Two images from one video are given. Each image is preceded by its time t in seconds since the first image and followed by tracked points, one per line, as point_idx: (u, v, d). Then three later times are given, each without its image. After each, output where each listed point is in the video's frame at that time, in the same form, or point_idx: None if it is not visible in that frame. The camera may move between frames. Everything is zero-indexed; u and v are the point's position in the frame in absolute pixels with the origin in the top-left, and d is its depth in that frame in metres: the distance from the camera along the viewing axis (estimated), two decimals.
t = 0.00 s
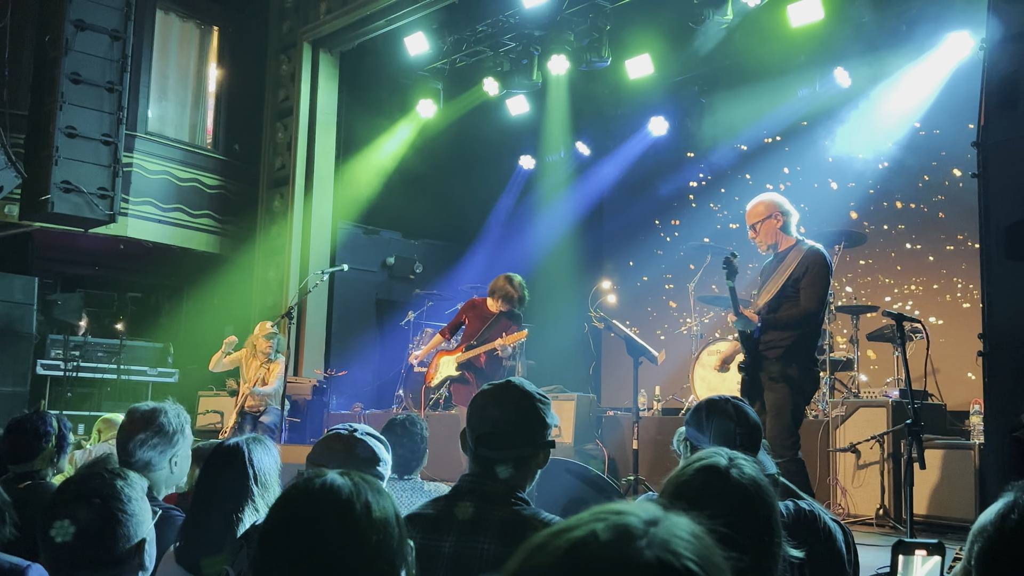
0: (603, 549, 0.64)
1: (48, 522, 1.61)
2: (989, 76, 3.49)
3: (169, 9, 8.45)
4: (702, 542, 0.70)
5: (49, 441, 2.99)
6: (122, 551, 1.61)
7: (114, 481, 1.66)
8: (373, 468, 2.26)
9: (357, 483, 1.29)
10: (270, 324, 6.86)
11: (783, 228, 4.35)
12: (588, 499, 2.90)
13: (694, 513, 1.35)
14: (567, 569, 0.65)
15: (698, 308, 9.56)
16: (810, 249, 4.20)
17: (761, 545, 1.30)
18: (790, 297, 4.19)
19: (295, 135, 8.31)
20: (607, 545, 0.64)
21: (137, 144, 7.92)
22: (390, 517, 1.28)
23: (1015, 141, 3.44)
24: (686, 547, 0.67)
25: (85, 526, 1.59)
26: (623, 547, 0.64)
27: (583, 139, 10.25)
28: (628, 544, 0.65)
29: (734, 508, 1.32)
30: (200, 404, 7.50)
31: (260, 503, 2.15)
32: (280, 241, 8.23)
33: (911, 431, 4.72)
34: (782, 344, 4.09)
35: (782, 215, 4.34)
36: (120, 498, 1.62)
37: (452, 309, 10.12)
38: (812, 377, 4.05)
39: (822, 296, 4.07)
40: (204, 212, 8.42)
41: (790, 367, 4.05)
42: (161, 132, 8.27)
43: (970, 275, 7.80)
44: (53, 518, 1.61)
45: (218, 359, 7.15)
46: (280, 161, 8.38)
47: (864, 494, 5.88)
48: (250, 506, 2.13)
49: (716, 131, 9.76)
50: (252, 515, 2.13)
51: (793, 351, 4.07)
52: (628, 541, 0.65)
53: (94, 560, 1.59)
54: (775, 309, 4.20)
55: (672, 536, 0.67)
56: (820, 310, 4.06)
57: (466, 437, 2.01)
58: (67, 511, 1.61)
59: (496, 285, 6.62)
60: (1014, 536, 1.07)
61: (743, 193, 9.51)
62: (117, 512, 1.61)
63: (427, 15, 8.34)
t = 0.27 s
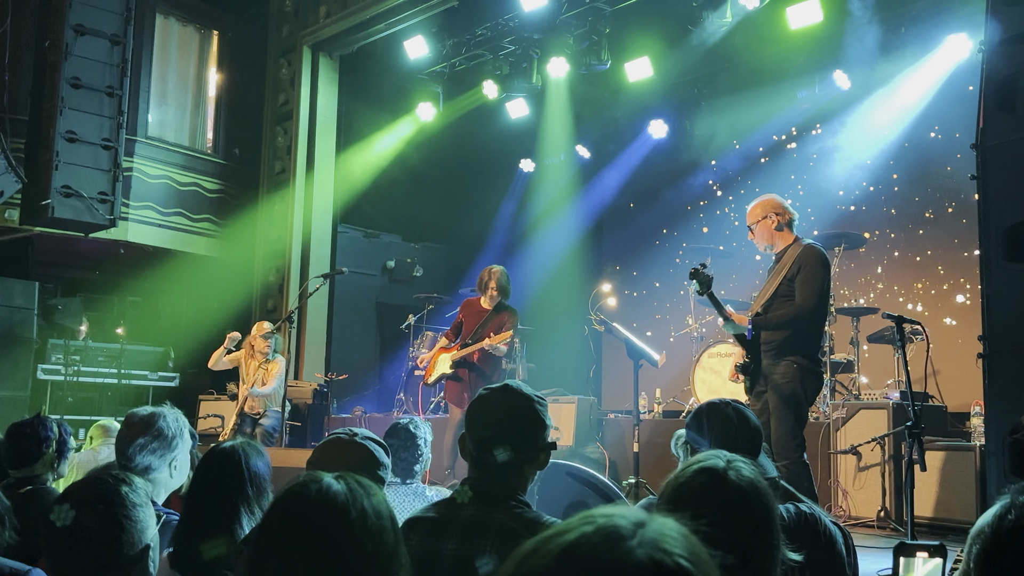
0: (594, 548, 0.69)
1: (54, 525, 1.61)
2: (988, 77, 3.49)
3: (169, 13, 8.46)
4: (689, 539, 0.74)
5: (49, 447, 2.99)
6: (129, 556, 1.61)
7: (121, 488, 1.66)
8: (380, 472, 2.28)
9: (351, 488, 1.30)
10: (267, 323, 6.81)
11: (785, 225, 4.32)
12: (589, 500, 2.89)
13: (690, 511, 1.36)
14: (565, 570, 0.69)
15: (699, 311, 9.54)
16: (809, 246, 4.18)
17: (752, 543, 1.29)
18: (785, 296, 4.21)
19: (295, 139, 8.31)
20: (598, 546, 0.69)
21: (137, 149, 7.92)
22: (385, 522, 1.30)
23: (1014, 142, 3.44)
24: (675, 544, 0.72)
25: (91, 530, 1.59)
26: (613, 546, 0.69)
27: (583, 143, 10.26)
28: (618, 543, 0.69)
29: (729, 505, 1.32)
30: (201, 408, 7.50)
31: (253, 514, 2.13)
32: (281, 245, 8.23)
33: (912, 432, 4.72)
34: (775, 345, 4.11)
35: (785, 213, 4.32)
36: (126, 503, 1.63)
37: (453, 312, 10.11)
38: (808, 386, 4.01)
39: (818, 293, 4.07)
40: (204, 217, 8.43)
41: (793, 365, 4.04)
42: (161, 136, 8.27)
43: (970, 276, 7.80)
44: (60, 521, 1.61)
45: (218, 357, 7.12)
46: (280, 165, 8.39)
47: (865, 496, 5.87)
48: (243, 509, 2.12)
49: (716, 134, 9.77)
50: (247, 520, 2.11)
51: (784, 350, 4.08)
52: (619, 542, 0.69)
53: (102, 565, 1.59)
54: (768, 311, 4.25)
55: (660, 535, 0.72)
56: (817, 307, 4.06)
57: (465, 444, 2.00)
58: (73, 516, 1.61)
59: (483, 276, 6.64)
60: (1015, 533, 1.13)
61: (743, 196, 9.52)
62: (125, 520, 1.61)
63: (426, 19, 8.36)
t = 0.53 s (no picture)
0: (584, 550, 0.71)
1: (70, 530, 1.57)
2: (987, 80, 3.50)
3: (169, 19, 8.47)
4: (677, 542, 0.77)
5: (49, 454, 2.99)
6: (143, 562, 1.56)
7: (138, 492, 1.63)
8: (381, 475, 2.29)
9: (351, 492, 1.30)
10: (268, 324, 6.91)
11: (775, 231, 4.33)
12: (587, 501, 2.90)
13: (681, 512, 1.37)
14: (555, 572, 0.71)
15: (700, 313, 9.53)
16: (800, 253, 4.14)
17: (745, 544, 1.30)
18: (775, 302, 4.23)
19: (295, 143, 8.32)
20: (588, 549, 0.71)
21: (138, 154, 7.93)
22: (384, 528, 1.30)
23: (1013, 145, 3.44)
24: (663, 547, 0.74)
25: (104, 537, 1.55)
26: (602, 547, 0.71)
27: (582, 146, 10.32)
28: (609, 545, 0.72)
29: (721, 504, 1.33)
30: (203, 413, 7.51)
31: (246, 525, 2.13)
32: (282, 250, 8.23)
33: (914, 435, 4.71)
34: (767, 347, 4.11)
35: (774, 220, 4.34)
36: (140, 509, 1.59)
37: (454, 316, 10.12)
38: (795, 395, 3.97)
39: (810, 295, 4.04)
40: (205, 221, 8.43)
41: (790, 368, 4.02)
42: (162, 141, 8.28)
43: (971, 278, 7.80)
44: (77, 527, 1.57)
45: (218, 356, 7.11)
46: (281, 169, 8.39)
47: (867, 499, 5.86)
48: (234, 518, 2.12)
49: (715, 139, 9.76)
50: (238, 527, 2.11)
51: (777, 355, 4.07)
52: (610, 544, 0.72)
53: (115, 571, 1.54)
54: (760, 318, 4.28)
55: (649, 537, 0.74)
56: (808, 314, 4.03)
57: (461, 451, 1.98)
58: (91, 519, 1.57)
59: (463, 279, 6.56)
60: (1010, 537, 1.13)
61: (743, 200, 9.53)
62: (141, 526, 1.58)
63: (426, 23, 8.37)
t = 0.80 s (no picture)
0: (577, 551, 0.72)
1: (98, 528, 1.54)
2: (987, 80, 3.50)
3: (169, 21, 8.49)
4: (670, 540, 0.77)
5: (48, 458, 2.99)
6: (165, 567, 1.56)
7: (161, 494, 1.62)
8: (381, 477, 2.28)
9: (354, 492, 1.31)
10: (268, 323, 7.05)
11: (754, 238, 4.36)
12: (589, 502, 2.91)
13: (678, 514, 1.37)
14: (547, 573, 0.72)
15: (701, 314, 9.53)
16: (780, 259, 4.17)
17: (740, 546, 1.31)
18: (757, 307, 4.24)
19: (296, 145, 8.30)
20: (581, 550, 0.72)
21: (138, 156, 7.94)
22: (387, 529, 1.30)
23: (1013, 145, 3.44)
24: (657, 545, 0.74)
25: (131, 538, 1.53)
26: (596, 547, 0.72)
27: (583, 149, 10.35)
28: (601, 544, 0.72)
29: (717, 506, 1.34)
30: (204, 415, 7.51)
31: (240, 532, 2.12)
32: (282, 252, 8.23)
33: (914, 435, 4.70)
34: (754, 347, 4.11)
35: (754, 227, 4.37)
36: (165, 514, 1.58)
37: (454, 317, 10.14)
38: (781, 399, 3.99)
39: (792, 300, 4.07)
40: (205, 224, 8.43)
41: (778, 370, 4.04)
42: (162, 144, 8.28)
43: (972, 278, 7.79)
44: (108, 525, 1.54)
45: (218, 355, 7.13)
46: (281, 171, 8.38)
47: (869, 500, 5.86)
48: (226, 524, 2.11)
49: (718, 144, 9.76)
50: (228, 535, 2.10)
51: (763, 359, 4.09)
52: (602, 543, 0.72)
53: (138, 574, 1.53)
54: (743, 322, 4.29)
55: (642, 537, 0.74)
56: (789, 320, 4.04)
57: (460, 453, 1.98)
58: (123, 516, 1.55)
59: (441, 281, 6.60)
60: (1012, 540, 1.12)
61: (743, 201, 9.55)
62: (170, 526, 1.58)
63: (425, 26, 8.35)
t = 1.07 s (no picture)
0: (575, 556, 0.72)
1: (111, 531, 1.53)
2: (986, 81, 3.50)
3: (169, 23, 8.49)
4: (669, 541, 0.77)
5: (46, 461, 3.00)
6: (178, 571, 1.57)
7: (171, 496, 1.62)
8: (380, 476, 2.28)
9: (356, 495, 1.31)
10: (268, 321, 7.12)
11: (738, 242, 4.37)
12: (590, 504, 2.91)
13: (677, 514, 1.37)
14: None
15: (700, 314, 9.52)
16: (764, 261, 4.21)
17: (740, 546, 1.31)
18: (750, 309, 4.26)
19: (295, 147, 8.29)
20: (579, 554, 0.72)
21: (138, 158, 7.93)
22: (390, 532, 1.30)
23: (1011, 145, 3.44)
24: (655, 547, 0.75)
25: (145, 545, 1.53)
26: (593, 550, 0.72)
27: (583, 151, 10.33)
28: (599, 547, 0.72)
29: (715, 505, 1.35)
30: (204, 417, 7.50)
31: (225, 536, 2.09)
32: (282, 253, 8.22)
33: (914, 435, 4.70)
34: (746, 348, 4.13)
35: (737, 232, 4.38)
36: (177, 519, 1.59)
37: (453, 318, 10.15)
38: (774, 399, 4.00)
39: (781, 303, 4.11)
40: (205, 225, 8.42)
41: (772, 369, 4.05)
42: (161, 145, 8.28)
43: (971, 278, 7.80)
44: (123, 529, 1.54)
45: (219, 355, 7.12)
46: (280, 173, 8.36)
47: (869, 500, 5.85)
48: (212, 522, 2.09)
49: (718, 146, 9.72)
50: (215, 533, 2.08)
51: (756, 359, 4.10)
52: (600, 546, 0.73)
53: None
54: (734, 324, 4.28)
55: (641, 539, 0.75)
56: (779, 321, 4.08)
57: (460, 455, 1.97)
58: (138, 520, 1.54)
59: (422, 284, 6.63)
60: (1011, 541, 1.13)
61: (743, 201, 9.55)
62: (181, 530, 1.58)
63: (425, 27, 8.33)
